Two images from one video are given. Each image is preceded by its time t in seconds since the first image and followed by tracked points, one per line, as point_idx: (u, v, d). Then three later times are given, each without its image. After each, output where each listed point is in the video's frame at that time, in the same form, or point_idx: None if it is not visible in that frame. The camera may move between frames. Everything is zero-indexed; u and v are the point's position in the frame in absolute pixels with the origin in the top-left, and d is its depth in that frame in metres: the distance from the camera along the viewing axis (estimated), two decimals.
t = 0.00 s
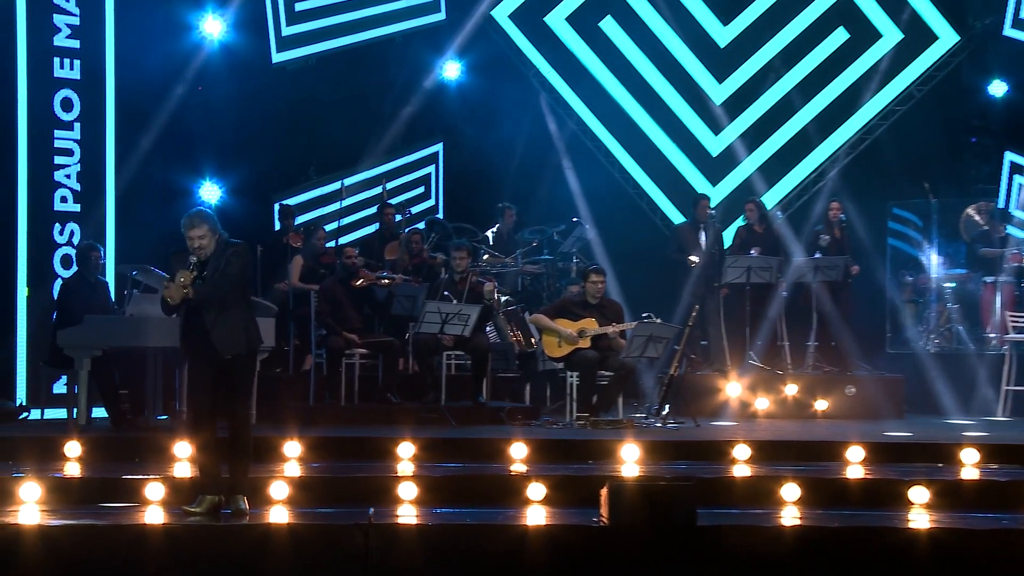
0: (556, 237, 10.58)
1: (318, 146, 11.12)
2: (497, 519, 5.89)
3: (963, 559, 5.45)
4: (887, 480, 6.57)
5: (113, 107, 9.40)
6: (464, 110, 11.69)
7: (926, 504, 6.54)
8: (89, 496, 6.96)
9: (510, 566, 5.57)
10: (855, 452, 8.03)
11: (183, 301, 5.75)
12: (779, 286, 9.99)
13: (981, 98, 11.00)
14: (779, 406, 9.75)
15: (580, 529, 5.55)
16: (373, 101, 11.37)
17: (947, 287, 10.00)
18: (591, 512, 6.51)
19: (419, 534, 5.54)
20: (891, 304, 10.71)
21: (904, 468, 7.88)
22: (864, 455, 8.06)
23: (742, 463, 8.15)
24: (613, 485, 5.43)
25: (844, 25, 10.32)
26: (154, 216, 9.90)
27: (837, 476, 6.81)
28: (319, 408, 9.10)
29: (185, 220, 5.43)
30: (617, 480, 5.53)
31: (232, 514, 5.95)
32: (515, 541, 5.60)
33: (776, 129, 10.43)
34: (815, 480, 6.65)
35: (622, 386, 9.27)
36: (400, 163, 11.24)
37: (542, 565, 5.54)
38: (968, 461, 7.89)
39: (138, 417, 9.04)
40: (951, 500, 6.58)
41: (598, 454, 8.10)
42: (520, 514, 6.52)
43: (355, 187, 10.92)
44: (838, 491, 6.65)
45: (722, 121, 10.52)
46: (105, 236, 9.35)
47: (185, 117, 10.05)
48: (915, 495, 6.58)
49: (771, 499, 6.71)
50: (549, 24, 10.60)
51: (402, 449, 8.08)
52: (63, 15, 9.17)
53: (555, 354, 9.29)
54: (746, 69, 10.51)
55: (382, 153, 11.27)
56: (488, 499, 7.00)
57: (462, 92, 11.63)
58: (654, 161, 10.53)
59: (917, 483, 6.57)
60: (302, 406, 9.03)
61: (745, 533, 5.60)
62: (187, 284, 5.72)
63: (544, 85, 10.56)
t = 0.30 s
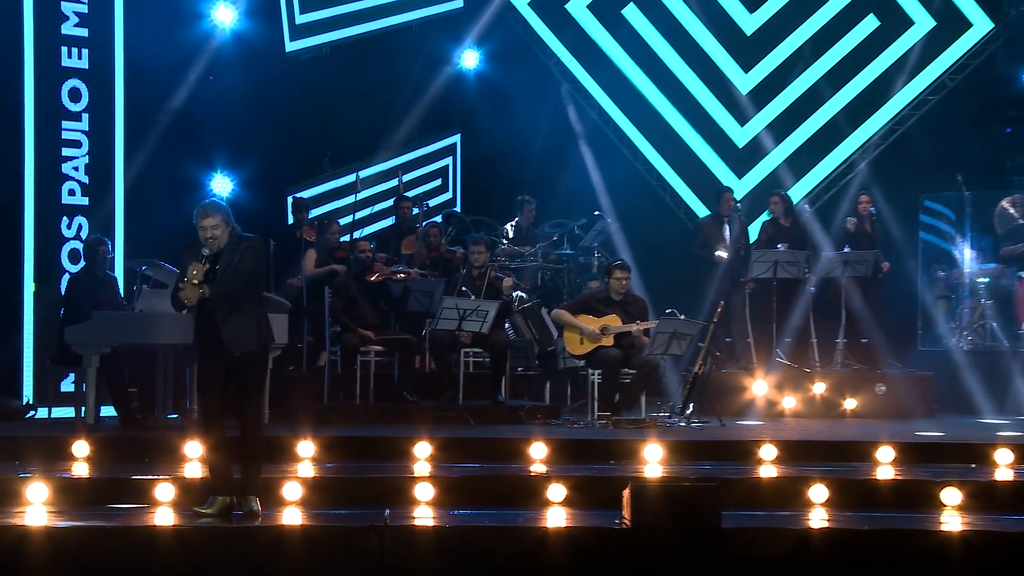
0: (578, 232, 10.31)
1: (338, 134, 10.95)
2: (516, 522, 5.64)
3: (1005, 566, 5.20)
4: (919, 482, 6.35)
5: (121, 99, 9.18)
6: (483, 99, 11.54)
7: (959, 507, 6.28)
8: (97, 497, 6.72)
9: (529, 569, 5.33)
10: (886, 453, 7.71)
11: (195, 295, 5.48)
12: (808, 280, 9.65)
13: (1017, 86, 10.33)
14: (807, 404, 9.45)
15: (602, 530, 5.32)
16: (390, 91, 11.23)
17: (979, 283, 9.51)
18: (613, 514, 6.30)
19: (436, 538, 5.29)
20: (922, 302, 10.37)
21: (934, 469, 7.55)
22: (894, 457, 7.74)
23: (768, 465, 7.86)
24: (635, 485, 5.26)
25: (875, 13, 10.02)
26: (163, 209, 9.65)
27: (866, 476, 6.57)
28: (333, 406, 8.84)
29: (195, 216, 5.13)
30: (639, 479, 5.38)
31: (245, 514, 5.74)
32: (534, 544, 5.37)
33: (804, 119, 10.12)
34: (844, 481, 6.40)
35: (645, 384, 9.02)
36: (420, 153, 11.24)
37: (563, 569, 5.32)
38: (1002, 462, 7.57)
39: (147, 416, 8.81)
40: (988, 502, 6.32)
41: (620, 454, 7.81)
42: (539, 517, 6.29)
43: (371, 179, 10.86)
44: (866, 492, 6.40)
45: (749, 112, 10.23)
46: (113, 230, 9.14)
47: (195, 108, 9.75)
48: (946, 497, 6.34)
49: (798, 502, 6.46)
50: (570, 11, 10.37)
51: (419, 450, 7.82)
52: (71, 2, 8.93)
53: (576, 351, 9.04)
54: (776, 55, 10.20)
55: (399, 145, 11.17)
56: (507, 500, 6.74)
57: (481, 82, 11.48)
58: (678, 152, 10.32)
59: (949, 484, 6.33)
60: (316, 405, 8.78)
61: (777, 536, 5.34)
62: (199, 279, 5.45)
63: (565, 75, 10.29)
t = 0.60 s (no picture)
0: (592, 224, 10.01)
1: (343, 123, 10.57)
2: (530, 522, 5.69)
3: None
4: (942, 481, 6.24)
5: (122, 87, 8.94)
6: (494, 86, 11.05)
7: (986, 508, 6.18)
8: (98, 498, 6.46)
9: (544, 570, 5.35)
10: (910, 453, 7.41)
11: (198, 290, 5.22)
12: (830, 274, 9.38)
13: None
14: (829, 402, 9.14)
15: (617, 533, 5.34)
16: (400, 80, 10.83)
17: (1008, 276, 9.20)
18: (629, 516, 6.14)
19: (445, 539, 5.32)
20: (949, 296, 9.95)
21: (962, 470, 7.26)
22: (919, 457, 7.42)
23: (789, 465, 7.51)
24: (652, 486, 5.24)
25: None
26: (166, 201, 9.41)
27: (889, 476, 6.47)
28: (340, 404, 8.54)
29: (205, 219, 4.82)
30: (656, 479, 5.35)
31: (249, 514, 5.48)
32: (549, 545, 5.38)
33: (826, 107, 9.88)
34: (867, 482, 6.30)
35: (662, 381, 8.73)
36: (431, 143, 10.88)
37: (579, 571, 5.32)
38: None
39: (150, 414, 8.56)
40: (1014, 503, 6.22)
41: (636, 453, 7.50)
42: (552, 518, 6.16)
43: (378, 170, 10.61)
44: (890, 494, 6.30)
45: (770, 101, 10.01)
46: (114, 222, 8.87)
47: (198, 95, 9.53)
48: (973, 497, 6.22)
49: (820, 503, 6.34)
50: None
51: (428, 449, 7.52)
52: None
53: (591, 347, 8.75)
54: (797, 42, 9.95)
55: (409, 134, 10.83)
56: (517, 500, 6.53)
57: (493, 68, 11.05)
58: (696, 141, 10.07)
59: (977, 484, 6.20)
60: (323, 402, 8.51)
61: (792, 541, 5.35)
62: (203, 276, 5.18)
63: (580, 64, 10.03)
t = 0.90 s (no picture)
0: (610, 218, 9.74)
1: (355, 114, 10.35)
2: (548, 525, 5.51)
3: None
4: (973, 483, 5.96)
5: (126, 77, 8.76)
6: (511, 78, 10.91)
7: (1020, 511, 5.90)
8: (102, 500, 6.23)
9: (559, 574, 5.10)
10: (939, 454, 7.11)
11: (198, 286, 5.07)
12: (857, 270, 9.07)
13: None
14: (855, 402, 8.84)
15: (634, 536, 5.08)
16: (412, 73, 10.63)
17: None
18: (648, 519, 5.90)
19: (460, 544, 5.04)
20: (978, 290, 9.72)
21: (994, 471, 6.97)
22: (949, 458, 7.10)
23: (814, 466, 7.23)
24: (671, 491, 5.06)
25: None
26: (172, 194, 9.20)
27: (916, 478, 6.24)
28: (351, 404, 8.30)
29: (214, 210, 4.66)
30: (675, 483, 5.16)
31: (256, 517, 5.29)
32: (564, 548, 5.13)
33: (852, 96, 9.58)
34: (894, 486, 6.02)
35: (682, 380, 8.57)
36: (443, 135, 10.67)
37: None
38: None
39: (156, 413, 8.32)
40: None
41: (655, 454, 7.21)
42: (569, 521, 5.93)
43: (389, 163, 10.38)
44: (919, 497, 6.02)
45: (793, 91, 9.73)
46: (119, 217, 8.73)
47: (205, 86, 9.31)
48: (1006, 500, 5.95)
49: (846, 506, 6.07)
50: None
51: (442, 449, 7.27)
52: None
53: (609, 345, 8.53)
54: (821, 30, 9.67)
55: (422, 125, 10.60)
56: (531, 502, 6.30)
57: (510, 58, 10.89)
58: (717, 132, 9.81)
59: (1010, 487, 5.94)
60: (334, 401, 8.26)
61: (820, 544, 5.11)
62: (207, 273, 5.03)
63: (597, 52, 9.82)
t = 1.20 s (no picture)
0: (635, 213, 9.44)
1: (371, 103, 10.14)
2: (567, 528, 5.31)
3: None
4: (1014, 487, 5.70)
5: (136, 67, 8.52)
6: (532, 68, 10.64)
7: None
8: (112, 501, 5.99)
9: None
10: (975, 455, 6.78)
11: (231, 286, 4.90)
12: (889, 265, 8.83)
13: None
14: (887, 402, 8.56)
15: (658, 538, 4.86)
16: (430, 63, 10.41)
17: None
18: (673, 522, 5.67)
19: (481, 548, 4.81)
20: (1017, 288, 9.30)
21: None
22: (984, 460, 6.79)
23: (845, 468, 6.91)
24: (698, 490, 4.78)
25: None
26: (183, 187, 8.98)
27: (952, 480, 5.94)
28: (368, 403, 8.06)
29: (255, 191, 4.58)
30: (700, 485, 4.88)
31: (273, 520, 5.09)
32: (589, 551, 4.93)
33: (885, 86, 9.35)
34: (930, 489, 5.77)
35: (709, 379, 8.23)
36: (460, 128, 10.51)
37: None
38: None
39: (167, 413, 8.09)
40: None
41: (680, 455, 6.92)
42: (591, 523, 5.71)
43: (406, 156, 10.16)
44: (955, 500, 5.76)
45: (823, 80, 9.49)
46: (129, 212, 8.48)
47: (217, 77, 9.05)
48: None
49: (879, 510, 5.82)
50: None
51: (460, 451, 6.99)
52: None
53: (633, 342, 8.25)
54: (854, 17, 9.40)
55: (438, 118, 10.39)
56: (551, 505, 6.08)
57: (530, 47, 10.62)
58: (744, 123, 9.61)
59: None
60: (349, 401, 8.02)
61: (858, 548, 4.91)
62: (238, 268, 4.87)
63: (621, 42, 9.61)
